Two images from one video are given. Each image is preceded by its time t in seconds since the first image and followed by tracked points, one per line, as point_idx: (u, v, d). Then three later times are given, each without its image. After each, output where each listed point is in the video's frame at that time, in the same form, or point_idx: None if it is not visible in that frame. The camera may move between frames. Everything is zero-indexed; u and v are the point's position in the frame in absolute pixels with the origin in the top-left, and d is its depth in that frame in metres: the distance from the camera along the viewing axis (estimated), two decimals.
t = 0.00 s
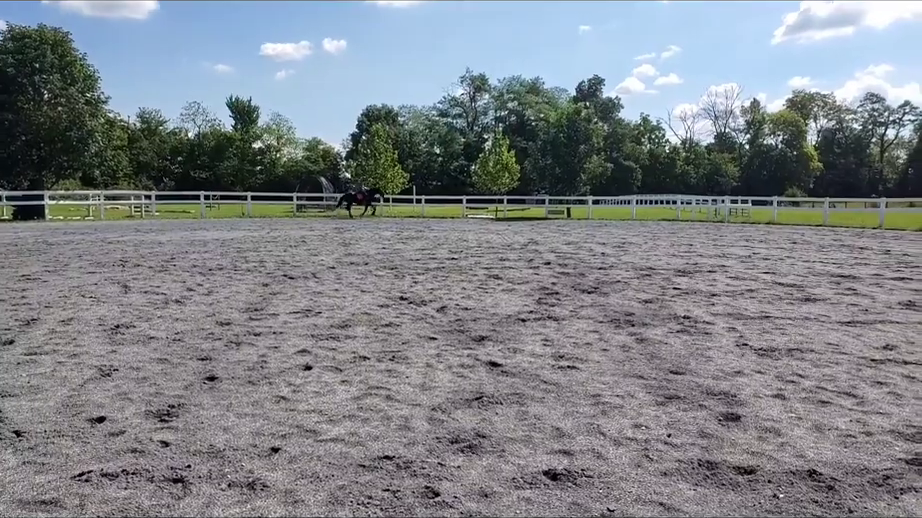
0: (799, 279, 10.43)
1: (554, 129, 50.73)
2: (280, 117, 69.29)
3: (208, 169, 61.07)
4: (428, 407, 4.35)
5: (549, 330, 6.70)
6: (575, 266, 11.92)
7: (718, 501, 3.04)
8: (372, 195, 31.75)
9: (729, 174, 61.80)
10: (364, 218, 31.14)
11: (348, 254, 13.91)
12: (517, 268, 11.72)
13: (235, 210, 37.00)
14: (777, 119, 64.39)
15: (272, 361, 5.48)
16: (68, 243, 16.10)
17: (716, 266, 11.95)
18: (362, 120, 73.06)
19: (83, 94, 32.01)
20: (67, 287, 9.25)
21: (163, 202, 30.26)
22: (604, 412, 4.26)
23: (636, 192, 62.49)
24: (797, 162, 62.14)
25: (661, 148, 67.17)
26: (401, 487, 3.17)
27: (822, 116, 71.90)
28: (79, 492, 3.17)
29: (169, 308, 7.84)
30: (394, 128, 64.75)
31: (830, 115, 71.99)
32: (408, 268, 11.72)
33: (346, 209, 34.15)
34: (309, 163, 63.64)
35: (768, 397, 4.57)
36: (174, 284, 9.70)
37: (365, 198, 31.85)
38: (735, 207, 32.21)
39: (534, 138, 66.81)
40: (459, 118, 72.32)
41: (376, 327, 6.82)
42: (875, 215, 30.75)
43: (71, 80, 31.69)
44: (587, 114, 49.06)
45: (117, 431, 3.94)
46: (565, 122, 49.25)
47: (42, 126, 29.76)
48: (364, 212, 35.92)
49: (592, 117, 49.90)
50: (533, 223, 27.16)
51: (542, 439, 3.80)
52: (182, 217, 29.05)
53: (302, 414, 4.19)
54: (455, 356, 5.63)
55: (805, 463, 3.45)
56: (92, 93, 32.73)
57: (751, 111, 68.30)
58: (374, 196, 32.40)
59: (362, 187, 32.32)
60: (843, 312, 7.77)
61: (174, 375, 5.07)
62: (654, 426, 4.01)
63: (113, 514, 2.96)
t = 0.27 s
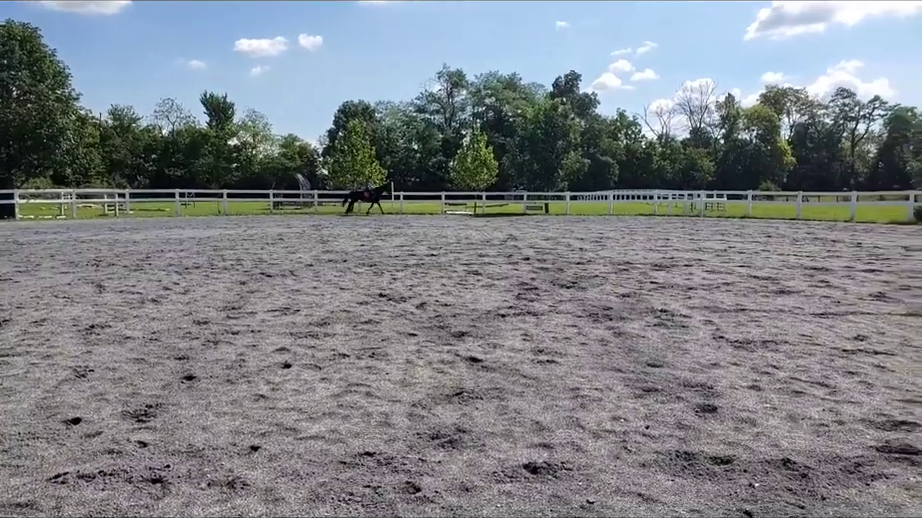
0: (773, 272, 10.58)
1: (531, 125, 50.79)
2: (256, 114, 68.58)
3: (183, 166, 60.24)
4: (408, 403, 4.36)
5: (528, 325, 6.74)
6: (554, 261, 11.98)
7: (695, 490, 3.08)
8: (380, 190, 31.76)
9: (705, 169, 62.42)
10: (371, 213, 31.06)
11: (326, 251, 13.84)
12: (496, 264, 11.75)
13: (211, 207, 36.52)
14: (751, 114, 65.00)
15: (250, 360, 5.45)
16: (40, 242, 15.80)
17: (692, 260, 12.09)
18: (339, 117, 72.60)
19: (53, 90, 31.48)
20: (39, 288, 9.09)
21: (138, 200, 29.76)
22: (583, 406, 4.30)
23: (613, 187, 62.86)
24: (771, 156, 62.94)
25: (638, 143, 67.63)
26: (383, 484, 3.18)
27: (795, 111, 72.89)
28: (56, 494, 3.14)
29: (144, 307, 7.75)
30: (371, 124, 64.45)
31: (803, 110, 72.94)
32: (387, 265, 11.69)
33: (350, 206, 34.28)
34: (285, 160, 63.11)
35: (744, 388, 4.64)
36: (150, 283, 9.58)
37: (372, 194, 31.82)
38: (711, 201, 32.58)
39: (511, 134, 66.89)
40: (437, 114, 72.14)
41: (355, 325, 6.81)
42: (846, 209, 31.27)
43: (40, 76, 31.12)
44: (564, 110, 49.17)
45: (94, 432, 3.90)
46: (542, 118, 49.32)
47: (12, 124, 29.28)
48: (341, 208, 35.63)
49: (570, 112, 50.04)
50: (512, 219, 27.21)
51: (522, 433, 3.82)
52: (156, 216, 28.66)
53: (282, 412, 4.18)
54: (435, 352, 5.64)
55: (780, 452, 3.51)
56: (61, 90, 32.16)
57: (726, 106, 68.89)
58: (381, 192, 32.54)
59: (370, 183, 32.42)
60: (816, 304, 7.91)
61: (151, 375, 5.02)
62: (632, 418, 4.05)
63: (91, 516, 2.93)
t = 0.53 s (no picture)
0: (745, 269, 10.74)
1: (508, 123, 50.89)
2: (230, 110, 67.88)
3: (155, 163, 59.43)
4: (385, 401, 4.35)
5: (505, 322, 6.76)
6: (530, 259, 12.03)
7: (669, 484, 3.12)
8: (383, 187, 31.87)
9: (679, 167, 63.07)
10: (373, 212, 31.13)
11: (302, 249, 13.75)
12: (472, 261, 11.77)
13: (184, 205, 36.00)
14: (723, 113, 65.53)
15: (225, 359, 5.40)
16: (8, 240, 15.50)
17: (667, 258, 12.22)
18: (314, 113, 72.13)
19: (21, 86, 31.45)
20: (8, 287, 8.93)
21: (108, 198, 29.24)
22: (559, 401, 4.33)
23: (588, 185, 63.29)
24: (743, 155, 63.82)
25: (613, 142, 68.15)
26: (359, 481, 3.17)
27: (766, 110, 73.97)
28: (25, 496, 3.08)
29: (116, 305, 7.65)
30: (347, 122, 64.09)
31: (774, 110, 74.00)
32: (364, 262, 11.65)
33: (353, 203, 34.34)
34: (260, 157, 62.54)
35: (717, 383, 4.71)
36: (122, 281, 9.46)
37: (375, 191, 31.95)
38: (684, 199, 32.95)
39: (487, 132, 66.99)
40: (413, 112, 71.96)
41: (332, 323, 6.78)
42: (816, 207, 31.80)
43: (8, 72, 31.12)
44: (540, 108, 49.31)
45: (64, 433, 3.84)
46: (518, 116, 49.42)
47: None
48: (316, 206, 35.36)
49: (545, 111, 50.22)
50: (488, 217, 27.26)
51: (498, 429, 3.84)
52: (128, 213, 28.21)
53: (257, 411, 4.15)
54: (412, 350, 5.64)
55: (752, 445, 3.57)
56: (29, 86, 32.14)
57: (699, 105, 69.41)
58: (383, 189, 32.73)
59: (372, 180, 32.55)
60: (787, 300, 8.04)
61: (124, 374, 4.95)
62: (607, 414, 4.09)
63: None
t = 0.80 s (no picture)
0: (724, 266, 10.85)
1: (489, 122, 50.95)
2: (208, 109, 67.21)
3: (133, 163, 58.69)
4: (368, 400, 4.34)
5: (487, 320, 6.78)
6: (512, 257, 12.07)
7: (650, 480, 3.15)
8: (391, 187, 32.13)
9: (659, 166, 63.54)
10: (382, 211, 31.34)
11: (282, 249, 13.68)
12: (454, 260, 11.77)
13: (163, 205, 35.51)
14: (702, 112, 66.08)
15: (205, 359, 5.35)
16: None
17: (647, 255, 12.32)
18: (294, 112, 71.71)
19: None
20: None
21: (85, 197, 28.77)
22: (541, 399, 4.35)
23: (569, 183, 63.53)
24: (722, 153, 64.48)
25: (593, 140, 68.48)
26: (342, 481, 3.16)
27: (744, 109, 74.76)
28: (2, 501, 3.04)
29: (94, 307, 7.55)
30: (327, 120, 63.78)
31: (752, 108, 74.82)
32: (345, 262, 11.62)
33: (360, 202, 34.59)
34: (239, 156, 62.02)
35: (697, 379, 4.76)
36: (100, 282, 9.34)
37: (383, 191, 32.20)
38: (664, 197, 33.21)
39: (469, 130, 67.00)
40: (394, 110, 71.78)
41: (313, 322, 6.76)
42: (792, 205, 32.21)
43: None
44: (521, 107, 49.40)
45: (41, 436, 3.78)
46: (499, 115, 49.48)
47: None
48: (297, 206, 35.10)
49: (526, 110, 50.35)
50: (470, 215, 27.29)
51: (481, 427, 3.85)
52: (105, 214, 27.81)
53: (238, 412, 4.12)
54: (395, 349, 5.64)
55: (731, 441, 3.61)
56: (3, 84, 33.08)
57: (678, 105, 69.77)
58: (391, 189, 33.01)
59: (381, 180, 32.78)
60: (765, 297, 8.15)
61: (102, 376, 4.89)
62: (589, 410, 4.12)
63: None
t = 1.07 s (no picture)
0: (694, 264, 11.00)
1: (462, 121, 50.92)
2: (177, 106, 66.18)
3: (99, 160, 57.56)
4: (340, 399, 4.32)
5: (461, 318, 6.80)
6: (486, 256, 12.10)
7: (621, 476, 3.19)
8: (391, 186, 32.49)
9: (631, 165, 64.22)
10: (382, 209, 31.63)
11: (253, 247, 13.53)
12: (428, 259, 11.77)
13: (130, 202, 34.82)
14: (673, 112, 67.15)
15: (175, 360, 5.28)
16: None
17: (618, 254, 12.43)
18: (265, 110, 70.97)
19: None
20: None
21: (49, 194, 28.10)
22: (514, 396, 4.37)
23: (542, 183, 63.86)
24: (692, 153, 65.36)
25: (566, 140, 68.90)
26: (314, 480, 3.15)
27: (713, 110, 75.83)
28: None
29: (59, 307, 7.39)
30: (299, 118, 63.21)
31: (721, 109, 75.93)
32: (317, 260, 11.53)
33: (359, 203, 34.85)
34: (209, 154, 61.20)
35: (667, 376, 4.82)
36: (65, 282, 9.15)
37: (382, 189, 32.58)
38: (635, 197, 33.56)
39: (441, 129, 66.96)
40: (366, 108, 71.36)
41: (285, 322, 6.70)
42: (760, 204, 32.80)
43: None
44: (494, 106, 49.51)
45: (4, 440, 3.69)
46: (472, 114, 49.50)
47: None
48: (268, 203, 34.71)
49: (499, 109, 50.44)
50: (443, 214, 27.26)
51: (454, 425, 3.85)
52: (70, 211, 27.23)
53: (208, 412, 4.07)
54: (367, 348, 5.62)
55: (701, 436, 3.67)
56: None
57: (649, 105, 70.55)
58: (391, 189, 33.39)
59: (382, 180, 33.17)
60: (734, 294, 8.28)
61: (68, 378, 4.79)
62: (561, 407, 4.15)
63: None
